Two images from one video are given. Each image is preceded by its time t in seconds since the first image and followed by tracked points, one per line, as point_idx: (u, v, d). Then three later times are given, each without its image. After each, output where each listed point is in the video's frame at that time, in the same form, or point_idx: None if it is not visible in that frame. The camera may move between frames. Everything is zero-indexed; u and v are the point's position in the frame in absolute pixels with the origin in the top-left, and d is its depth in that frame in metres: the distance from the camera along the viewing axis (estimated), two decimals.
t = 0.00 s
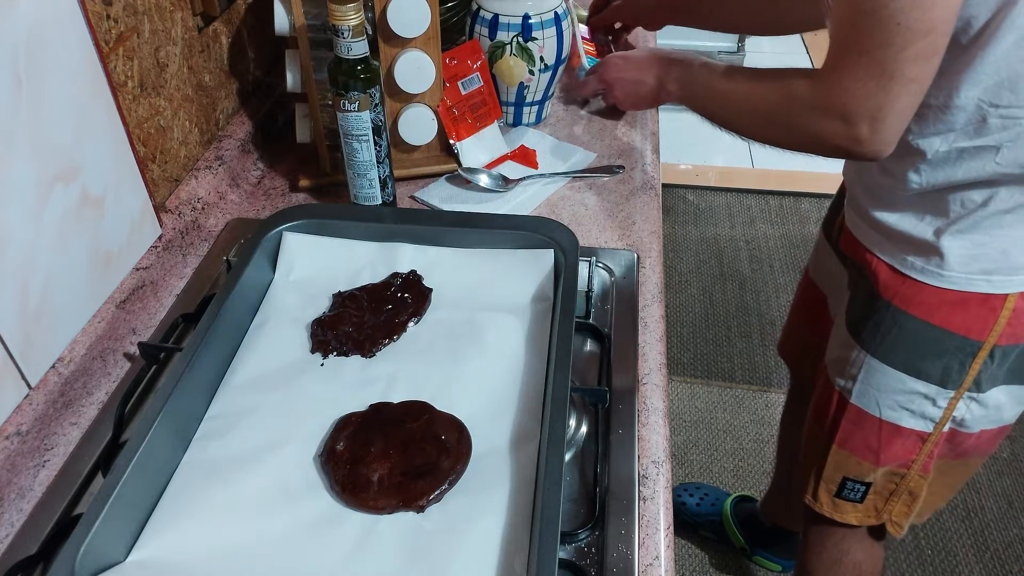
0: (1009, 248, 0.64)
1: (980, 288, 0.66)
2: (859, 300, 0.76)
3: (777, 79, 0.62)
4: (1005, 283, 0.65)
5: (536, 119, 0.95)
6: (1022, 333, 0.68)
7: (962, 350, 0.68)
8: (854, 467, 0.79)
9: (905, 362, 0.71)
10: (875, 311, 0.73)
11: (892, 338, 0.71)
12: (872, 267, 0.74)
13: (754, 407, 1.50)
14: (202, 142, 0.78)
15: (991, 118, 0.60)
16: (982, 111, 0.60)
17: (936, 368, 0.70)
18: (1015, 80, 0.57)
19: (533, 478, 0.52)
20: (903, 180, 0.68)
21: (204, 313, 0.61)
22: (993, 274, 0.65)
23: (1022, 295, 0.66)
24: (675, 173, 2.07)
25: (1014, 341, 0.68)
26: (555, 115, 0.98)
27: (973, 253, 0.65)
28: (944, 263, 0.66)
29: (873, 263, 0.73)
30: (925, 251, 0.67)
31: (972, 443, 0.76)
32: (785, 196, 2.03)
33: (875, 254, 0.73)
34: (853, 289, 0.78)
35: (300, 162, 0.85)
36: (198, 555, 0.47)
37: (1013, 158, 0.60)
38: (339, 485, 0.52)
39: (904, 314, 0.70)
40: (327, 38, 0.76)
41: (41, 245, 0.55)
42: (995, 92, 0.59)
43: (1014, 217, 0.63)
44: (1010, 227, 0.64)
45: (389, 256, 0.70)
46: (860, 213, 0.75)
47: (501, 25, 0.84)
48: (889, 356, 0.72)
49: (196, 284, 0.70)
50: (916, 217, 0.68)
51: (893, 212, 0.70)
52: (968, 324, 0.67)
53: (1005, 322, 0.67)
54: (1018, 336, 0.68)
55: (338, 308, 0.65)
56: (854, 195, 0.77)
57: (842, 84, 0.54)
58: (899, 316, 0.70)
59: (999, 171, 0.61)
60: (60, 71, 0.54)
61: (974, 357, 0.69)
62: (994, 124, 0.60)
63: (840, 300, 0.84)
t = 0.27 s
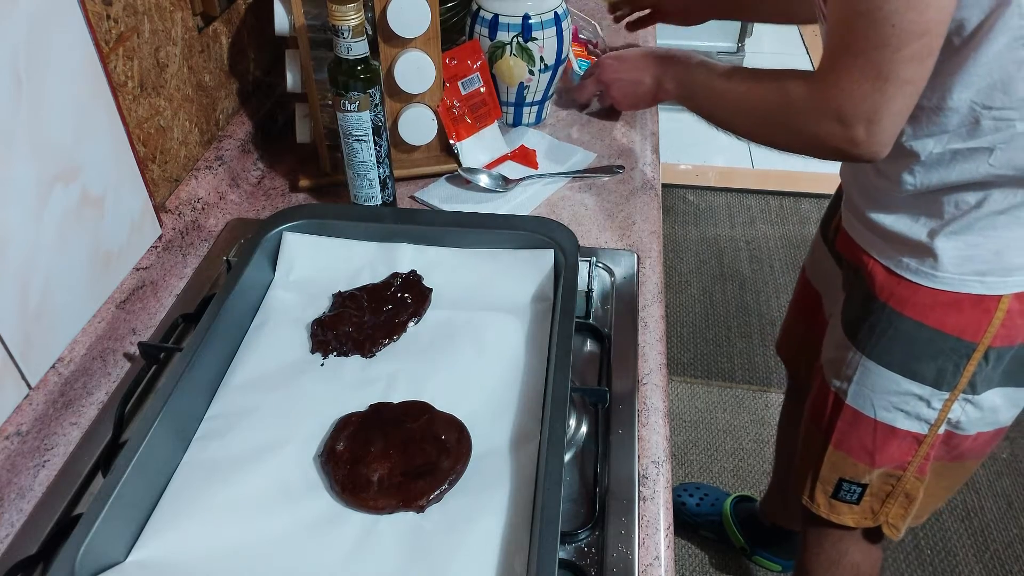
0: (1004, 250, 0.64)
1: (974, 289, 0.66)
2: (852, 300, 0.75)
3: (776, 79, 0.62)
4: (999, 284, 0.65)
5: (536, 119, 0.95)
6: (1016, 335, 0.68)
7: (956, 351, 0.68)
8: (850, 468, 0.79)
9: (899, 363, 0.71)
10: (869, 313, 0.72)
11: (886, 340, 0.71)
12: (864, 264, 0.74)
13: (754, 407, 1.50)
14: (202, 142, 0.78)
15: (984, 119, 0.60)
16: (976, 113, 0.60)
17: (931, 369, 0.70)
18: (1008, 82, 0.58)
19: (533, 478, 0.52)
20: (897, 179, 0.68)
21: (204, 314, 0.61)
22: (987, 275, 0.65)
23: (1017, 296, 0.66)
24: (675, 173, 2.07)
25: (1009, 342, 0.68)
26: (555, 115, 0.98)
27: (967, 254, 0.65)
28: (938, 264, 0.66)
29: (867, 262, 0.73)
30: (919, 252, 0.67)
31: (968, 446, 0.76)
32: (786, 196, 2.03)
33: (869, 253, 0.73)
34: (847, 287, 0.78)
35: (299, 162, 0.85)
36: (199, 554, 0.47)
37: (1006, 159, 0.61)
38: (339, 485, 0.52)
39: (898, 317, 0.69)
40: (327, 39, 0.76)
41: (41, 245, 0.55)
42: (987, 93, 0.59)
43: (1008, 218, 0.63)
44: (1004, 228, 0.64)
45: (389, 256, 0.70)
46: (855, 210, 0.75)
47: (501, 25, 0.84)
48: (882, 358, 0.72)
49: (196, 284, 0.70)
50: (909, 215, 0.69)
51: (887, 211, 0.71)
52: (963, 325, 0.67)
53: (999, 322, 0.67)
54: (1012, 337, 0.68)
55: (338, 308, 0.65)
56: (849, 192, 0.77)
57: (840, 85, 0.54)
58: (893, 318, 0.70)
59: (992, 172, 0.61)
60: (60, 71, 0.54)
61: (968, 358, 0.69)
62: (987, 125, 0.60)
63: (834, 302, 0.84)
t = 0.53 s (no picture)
0: (995, 259, 0.64)
1: (962, 297, 0.66)
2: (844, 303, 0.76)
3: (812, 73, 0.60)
4: (988, 293, 0.65)
5: (536, 118, 0.95)
6: (1002, 344, 0.68)
7: (943, 358, 0.69)
8: (834, 468, 0.79)
9: (886, 366, 0.71)
10: (858, 314, 0.73)
11: (882, 341, 0.70)
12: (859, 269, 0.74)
13: (754, 407, 1.50)
14: (202, 142, 0.78)
15: (983, 126, 0.59)
16: (975, 120, 0.59)
17: (917, 374, 0.70)
18: (1010, 90, 0.57)
19: (533, 478, 0.52)
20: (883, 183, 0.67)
21: (204, 314, 0.61)
22: (976, 283, 0.65)
23: (1004, 306, 0.66)
24: (675, 173, 2.07)
25: (995, 351, 0.69)
26: (555, 115, 0.98)
27: (957, 262, 0.65)
28: (926, 271, 0.66)
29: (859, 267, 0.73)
30: (910, 255, 0.67)
31: (948, 451, 0.77)
32: (785, 197, 2.03)
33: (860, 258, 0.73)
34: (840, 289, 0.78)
35: (300, 162, 0.85)
36: (199, 554, 0.47)
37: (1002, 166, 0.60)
38: (340, 485, 0.52)
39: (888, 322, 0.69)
40: (328, 39, 0.76)
41: (41, 245, 0.54)
42: (990, 99, 0.58)
43: (999, 228, 0.63)
44: (997, 237, 0.63)
45: (389, 256, 0.70)
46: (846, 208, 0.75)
47: (501, 25, 0.84)
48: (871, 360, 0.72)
49: (197, 281, 0.69)
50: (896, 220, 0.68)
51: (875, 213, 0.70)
52: (949, 333, 0.67)
53: (986, 331, 0.67)
54: (997, 346, 0.68)
55: (338, 308, 0.65)
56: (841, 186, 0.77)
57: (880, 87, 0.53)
58: (882, 323, 0.70)
59: (987, 181, 0.61)
60: (60, 70, 0.54)
61: (955, 366, 0.69)
62: (986, 132, 0.59)
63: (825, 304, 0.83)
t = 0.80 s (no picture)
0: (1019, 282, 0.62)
1: (987, 324, 0.64)
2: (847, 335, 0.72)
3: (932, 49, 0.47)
4: (1011, 318, 0.64)
5: (536, 119, 0.95)
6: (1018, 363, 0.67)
7: (962, 384, 0.67)
8: (838, 504, 0.79)
9: (903, 398, 0.69)
10: (861, 337, 0.70)
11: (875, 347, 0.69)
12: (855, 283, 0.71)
13: (754, 407, 1.50)
14: (201, 142, 0.78)
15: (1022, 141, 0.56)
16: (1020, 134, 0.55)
17: (934, 402, 0.69)
18: None
19: (533, 478, 0.52)
20: (895, 176, 0.64)
21: (204, 314, 0.61)
22: (1002, 308, 0.63)
23: None
24: (674, 173, 2.07)
25: (1012, 370, 0.67)
26: (555, 115, 0.97)
27: (984, 290, 0.62)
28: (952, 298, 0.64)
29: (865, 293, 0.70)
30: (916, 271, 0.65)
31: (939, 468, 0.77)
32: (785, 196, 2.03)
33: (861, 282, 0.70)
34: (831, 310, 0.75)
35: (300, 162, 0.85)
36: (199, 553, 0.48)
37: None
38: (340, 485, 0.52)
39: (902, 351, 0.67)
40: (328, 39, 0.76)
41: (40, 245, 0.54)
42: None
43: None
44: None
45: (389, 256, 0.70)
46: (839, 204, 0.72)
47: (501, 25, 0.85)
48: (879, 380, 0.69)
49: (197, 281, 0.70)
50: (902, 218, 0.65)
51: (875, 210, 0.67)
52: (970, 360, 0.66)
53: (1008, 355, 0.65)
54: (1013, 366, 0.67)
55: (338, 308, 0.65)
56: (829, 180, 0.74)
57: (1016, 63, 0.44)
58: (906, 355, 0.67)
59: None
60: (60, 69, 0.54)
61: (972, 390, 0.68)
62: None
63: (804, 309, 0.81)
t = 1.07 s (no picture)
0: None
1: (1017, 424, 0.55)
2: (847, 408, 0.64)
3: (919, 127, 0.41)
4: None
5: (537, 119, 0.94)
6: None
7: (990, 486, 0.58)
8: None
9: (931, 502, 0.59)
10: (878, 436, 0.60)
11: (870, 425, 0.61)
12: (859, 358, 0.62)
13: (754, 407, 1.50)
14: (201, 142, 0.78)
15: None
16: None
17: (963, 505, 0.59)
18: None
19: (533, 478, 0.52)
20: (906, 258, 0.56)
21: (204, 314, 0.61)
22: None
23: None
24: (674, 173, 2.06)
25: None
26: (554, 115, 0.97)
27: (1013, 390, 0.54)
28: (979, 400, 0.55)
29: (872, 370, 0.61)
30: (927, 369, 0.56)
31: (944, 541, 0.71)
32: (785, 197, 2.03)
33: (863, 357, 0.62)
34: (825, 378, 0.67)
35: (300, 161, 0.85)
36: (201, 552, 0.48)
37: None
38: (340, 485, 0.52)
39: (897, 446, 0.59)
40: (328, 39, 0.76)
41: (40, 245, 0.54)
42: None
43: None
44: None
45: (389, 256, 0.70)
46: (841, 267, 0.64)
47: (501, 25, 0.84)
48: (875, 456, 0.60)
49: (197, 281, 0.69)
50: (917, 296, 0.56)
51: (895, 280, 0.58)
52: (999, 461, 0.57)
53: None
54: None
55: (338, 308, 0.65)
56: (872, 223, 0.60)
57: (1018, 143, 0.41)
58: (927, 457, 0.58)
59: None
60: (60, 68, 0.54)
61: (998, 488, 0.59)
62: None
63: (796, 380, 0.72)
